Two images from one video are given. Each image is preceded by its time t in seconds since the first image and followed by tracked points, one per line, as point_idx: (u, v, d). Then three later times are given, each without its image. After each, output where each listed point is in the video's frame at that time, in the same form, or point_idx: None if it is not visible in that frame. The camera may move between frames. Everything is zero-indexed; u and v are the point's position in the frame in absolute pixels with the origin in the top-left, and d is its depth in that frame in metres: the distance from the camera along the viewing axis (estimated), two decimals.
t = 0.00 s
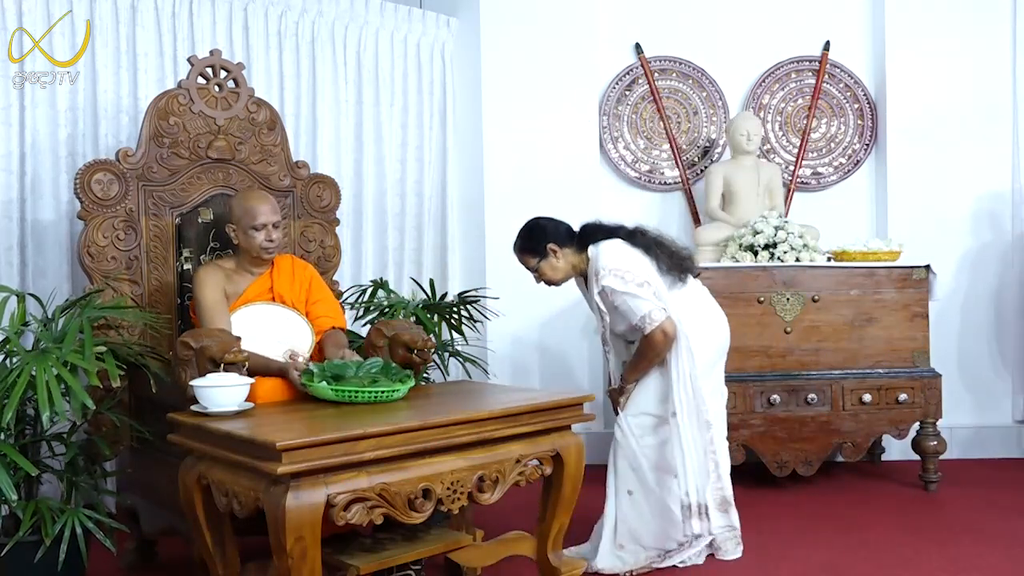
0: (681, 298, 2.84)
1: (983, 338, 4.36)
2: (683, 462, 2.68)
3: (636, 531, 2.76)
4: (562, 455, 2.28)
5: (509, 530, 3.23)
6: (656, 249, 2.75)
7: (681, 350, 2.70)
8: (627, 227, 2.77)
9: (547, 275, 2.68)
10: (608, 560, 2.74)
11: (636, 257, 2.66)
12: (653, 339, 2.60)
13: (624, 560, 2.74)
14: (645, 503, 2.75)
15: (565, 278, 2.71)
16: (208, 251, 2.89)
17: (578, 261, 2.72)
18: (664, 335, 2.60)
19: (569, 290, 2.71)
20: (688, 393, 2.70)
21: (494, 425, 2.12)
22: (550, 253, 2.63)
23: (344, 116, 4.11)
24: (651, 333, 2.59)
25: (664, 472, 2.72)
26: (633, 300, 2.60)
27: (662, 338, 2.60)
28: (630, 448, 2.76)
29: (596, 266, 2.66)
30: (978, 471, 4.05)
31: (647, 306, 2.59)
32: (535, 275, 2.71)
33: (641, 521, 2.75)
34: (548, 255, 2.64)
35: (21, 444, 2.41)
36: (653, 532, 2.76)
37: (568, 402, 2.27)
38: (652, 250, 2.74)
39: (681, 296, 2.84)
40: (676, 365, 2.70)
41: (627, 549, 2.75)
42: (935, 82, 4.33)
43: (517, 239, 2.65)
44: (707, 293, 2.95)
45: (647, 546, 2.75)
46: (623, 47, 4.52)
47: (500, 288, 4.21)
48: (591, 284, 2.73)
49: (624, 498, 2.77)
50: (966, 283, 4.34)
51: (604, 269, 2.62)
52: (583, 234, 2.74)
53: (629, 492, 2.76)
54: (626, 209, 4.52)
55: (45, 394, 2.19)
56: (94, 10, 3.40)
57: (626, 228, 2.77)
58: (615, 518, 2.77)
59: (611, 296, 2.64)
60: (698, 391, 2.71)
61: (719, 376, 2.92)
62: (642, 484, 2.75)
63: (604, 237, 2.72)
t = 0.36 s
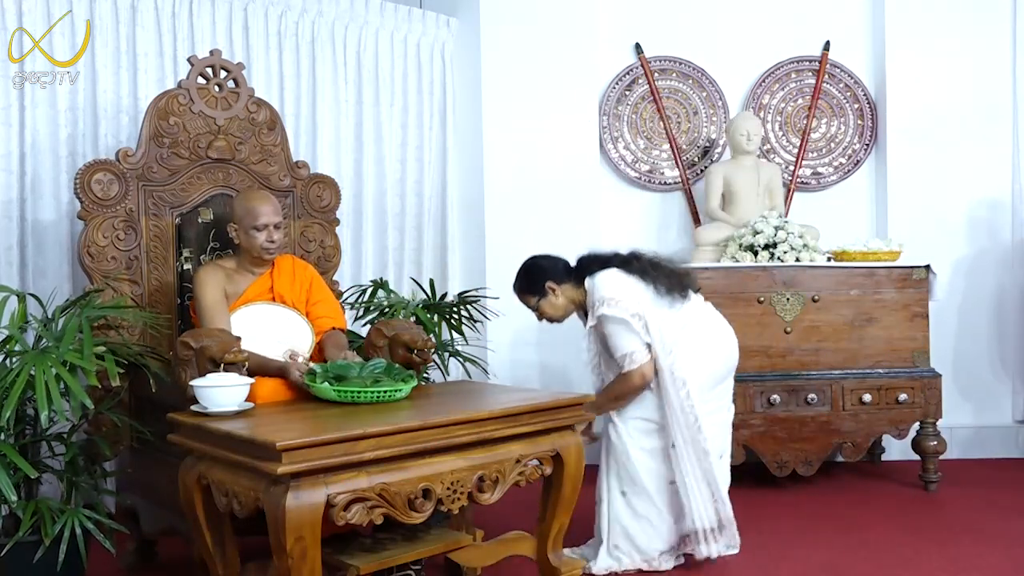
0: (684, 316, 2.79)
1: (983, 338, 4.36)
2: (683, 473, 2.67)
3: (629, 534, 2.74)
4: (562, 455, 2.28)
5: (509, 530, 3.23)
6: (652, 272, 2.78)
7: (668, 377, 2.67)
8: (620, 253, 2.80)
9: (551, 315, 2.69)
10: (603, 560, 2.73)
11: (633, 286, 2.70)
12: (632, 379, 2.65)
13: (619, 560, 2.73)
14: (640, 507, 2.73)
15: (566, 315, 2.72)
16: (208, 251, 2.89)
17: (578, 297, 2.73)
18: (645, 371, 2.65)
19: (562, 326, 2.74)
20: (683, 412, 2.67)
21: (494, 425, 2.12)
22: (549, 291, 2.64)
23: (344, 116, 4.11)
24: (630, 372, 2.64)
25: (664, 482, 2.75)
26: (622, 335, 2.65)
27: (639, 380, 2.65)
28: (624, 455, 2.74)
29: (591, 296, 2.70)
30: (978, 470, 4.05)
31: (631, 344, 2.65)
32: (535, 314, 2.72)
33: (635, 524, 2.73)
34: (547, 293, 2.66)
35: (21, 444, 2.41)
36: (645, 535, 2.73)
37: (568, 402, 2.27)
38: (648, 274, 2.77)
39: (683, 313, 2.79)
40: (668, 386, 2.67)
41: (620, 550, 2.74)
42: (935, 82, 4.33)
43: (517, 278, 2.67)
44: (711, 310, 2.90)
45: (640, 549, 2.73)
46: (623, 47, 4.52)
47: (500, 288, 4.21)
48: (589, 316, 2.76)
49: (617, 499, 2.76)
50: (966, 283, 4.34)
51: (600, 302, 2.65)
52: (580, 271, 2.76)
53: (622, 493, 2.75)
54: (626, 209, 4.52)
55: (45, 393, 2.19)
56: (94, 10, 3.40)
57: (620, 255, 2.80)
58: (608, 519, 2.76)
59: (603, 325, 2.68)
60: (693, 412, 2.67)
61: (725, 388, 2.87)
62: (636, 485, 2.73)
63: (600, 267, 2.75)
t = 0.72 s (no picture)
0: (667, 367, 2.80)
1: (983, 338, 4.36)
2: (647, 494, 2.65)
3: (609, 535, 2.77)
4: (562, 455, 2.28)
5: (509, 530, 3.23)
6: (643, 320, 2.72)
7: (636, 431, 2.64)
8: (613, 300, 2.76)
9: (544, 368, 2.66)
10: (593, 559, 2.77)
11: (621, 335, 2.66)
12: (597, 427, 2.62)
13: (605, 560, 2.77)
14: (618, 512, 2.74)
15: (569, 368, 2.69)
16: (208, 251, 2.89)
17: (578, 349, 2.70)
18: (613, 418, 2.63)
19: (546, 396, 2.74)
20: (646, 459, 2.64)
21: (494, 426, 2.12)
22: (550, 347, 2.61)
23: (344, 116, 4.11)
24: (593, 416, 2.61)
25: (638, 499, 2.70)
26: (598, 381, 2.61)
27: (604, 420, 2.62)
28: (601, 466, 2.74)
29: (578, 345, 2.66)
30: (978, 470, 4.05)
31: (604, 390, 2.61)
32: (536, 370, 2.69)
33: (612, 528, 2.75)
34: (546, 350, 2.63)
35: (21, 444, 2.41)
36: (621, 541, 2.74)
37: (568, 402, 2.27)
38: (639, 321, 2.72)
39: (666, 364, 2.79)
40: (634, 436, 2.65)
41: (602, 551, 2.77)
42: (935, 82, 4.33)
43: (515, 333, 2.64)
44: (699, 357, 2.90)
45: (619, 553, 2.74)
46: (623, 47, 4.51)
47: (500, 288, 4.21)
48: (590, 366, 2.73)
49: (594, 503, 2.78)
50: (967, 283, 4.34)
51: (584, 352, 2.61)
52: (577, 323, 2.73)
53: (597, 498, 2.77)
54: (625, 209, 4.52)
55: (45, 393, 2.20)
56: (94, 11, 3.40)
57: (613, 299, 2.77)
58: (588, 523, 2.78)
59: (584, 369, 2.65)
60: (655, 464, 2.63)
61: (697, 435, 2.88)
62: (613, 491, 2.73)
63: (591, 314, 2.72)
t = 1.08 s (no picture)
0: (670, 381, 2.80)
1: (983, 339, 4.36)
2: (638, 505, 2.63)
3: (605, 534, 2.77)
4: (562, 455, 2.28)
5: (509, 530, 3.24)
6: (646, 333, 2.71)
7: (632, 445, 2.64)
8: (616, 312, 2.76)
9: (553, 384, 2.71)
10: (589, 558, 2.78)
11: (623, 347, 2.64)
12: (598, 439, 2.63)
13: (600, 559, 2.78)
14: (613, 513, 2.74)
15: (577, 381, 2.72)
16: (208, 251, 2.89)
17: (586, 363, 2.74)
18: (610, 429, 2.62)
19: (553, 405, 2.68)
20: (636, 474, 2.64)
21: (494, 426, 2.12)
22: (555, 361, 2.66)
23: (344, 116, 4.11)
24: (594, 428, 2.61)
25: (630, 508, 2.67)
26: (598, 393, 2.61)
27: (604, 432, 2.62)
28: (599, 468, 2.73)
29: (582, 359, 2.69)
30: (978, 470, 4.05)
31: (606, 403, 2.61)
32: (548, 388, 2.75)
33: (607, 528, 2.76)
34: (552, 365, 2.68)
35: (21, 444, 2.41)
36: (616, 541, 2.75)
37: (568, 401, 2.27)
38: (641, 333, 2.70)
39: (669, 377, 2.80)
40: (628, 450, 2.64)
41: (598, 550, 2.78)
42: (935, 82, 4.33)
43: (522, 353, 2.72)
44: (703, 371, 2.90)
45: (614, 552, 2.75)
46: (623, 47, 4.51)
47: (500, 288, 4.21)
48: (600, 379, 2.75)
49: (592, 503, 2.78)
50: (967, 283, 4.34)
51: (586, 367, 2.61)
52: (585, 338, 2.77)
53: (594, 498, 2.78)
54: (625, 209, 4.52)
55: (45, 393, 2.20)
56: (94, 10, 3.40)
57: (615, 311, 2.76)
58: (585, 522, 2.79)
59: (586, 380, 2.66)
60: (645, 481, 2.62)
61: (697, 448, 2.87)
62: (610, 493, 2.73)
63: (593, 326, 2.72)
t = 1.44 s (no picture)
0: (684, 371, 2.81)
1: (983, 339, 4.36)
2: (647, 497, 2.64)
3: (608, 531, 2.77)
4: (562, 455, 2.28)
5: (509, 530, 3.24)
6: (658, 313, 2.73)
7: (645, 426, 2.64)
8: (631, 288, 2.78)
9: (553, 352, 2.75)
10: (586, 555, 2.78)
11: (634, 327, 2.66)
12: (606, 416, 2.64)
13: (600, 555, 2.78)
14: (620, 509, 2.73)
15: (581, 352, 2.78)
16: (208, 251, 2.89)
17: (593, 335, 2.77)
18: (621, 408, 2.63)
19: (556, 377, 2.71)
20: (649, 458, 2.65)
21: (494, 425, 2.12)
22: (564, 332, 2.71)
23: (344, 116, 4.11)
24: (603, 407, 2.63)
25: (640, 502, 2.68)
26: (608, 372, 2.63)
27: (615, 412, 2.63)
28: (608, 461, 2.72)
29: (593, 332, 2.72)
30: (978, 471, 4.05)
31: (615, 381, 2.61)
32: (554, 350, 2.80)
33: (612, 525, 2.75)
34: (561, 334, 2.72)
35: (21, 444, 2.41)
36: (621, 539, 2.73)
37: (568, 401, 2.27)
38: (653, 313, 2.72)
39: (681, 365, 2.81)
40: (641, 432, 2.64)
41: (600, 546, 2.77)
42: (934, 83, 4.33)
43: (532, 316, 2.74)
44: (715, 353, 2.89)
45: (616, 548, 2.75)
46: (623, 47, 4.51)
47: (500, 288, 4.21)
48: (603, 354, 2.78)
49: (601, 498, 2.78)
50: (967, 283, 4.34)
51: (596, 344, 2.61)
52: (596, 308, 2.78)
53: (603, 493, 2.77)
54: (625, 209, 4.52)
55: (45, 393, 2.19)
56: (94, 11, 3.40)
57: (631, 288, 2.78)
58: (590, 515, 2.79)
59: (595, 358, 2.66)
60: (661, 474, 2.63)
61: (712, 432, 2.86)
62: (617, 488, 2.72)
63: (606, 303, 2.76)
